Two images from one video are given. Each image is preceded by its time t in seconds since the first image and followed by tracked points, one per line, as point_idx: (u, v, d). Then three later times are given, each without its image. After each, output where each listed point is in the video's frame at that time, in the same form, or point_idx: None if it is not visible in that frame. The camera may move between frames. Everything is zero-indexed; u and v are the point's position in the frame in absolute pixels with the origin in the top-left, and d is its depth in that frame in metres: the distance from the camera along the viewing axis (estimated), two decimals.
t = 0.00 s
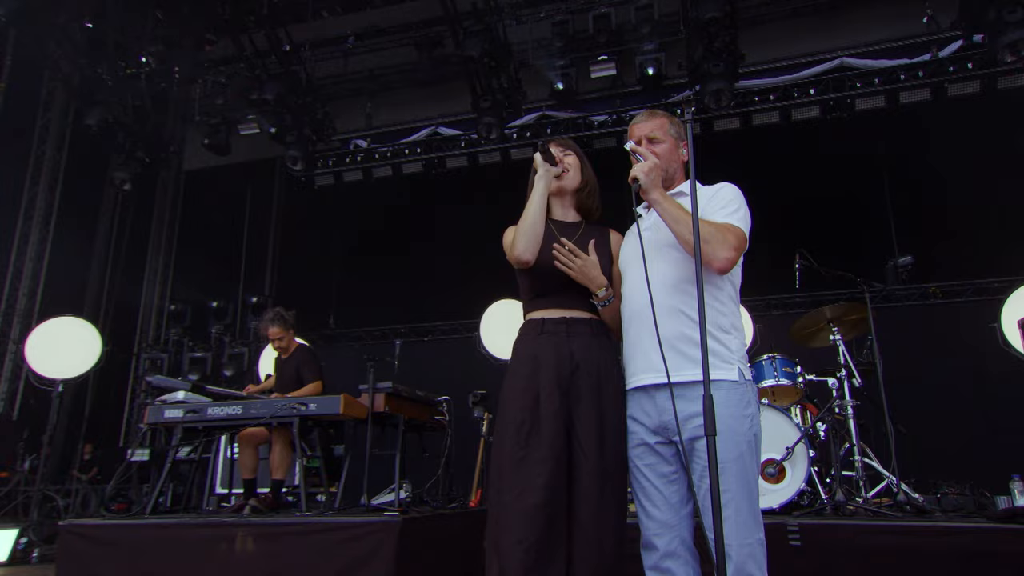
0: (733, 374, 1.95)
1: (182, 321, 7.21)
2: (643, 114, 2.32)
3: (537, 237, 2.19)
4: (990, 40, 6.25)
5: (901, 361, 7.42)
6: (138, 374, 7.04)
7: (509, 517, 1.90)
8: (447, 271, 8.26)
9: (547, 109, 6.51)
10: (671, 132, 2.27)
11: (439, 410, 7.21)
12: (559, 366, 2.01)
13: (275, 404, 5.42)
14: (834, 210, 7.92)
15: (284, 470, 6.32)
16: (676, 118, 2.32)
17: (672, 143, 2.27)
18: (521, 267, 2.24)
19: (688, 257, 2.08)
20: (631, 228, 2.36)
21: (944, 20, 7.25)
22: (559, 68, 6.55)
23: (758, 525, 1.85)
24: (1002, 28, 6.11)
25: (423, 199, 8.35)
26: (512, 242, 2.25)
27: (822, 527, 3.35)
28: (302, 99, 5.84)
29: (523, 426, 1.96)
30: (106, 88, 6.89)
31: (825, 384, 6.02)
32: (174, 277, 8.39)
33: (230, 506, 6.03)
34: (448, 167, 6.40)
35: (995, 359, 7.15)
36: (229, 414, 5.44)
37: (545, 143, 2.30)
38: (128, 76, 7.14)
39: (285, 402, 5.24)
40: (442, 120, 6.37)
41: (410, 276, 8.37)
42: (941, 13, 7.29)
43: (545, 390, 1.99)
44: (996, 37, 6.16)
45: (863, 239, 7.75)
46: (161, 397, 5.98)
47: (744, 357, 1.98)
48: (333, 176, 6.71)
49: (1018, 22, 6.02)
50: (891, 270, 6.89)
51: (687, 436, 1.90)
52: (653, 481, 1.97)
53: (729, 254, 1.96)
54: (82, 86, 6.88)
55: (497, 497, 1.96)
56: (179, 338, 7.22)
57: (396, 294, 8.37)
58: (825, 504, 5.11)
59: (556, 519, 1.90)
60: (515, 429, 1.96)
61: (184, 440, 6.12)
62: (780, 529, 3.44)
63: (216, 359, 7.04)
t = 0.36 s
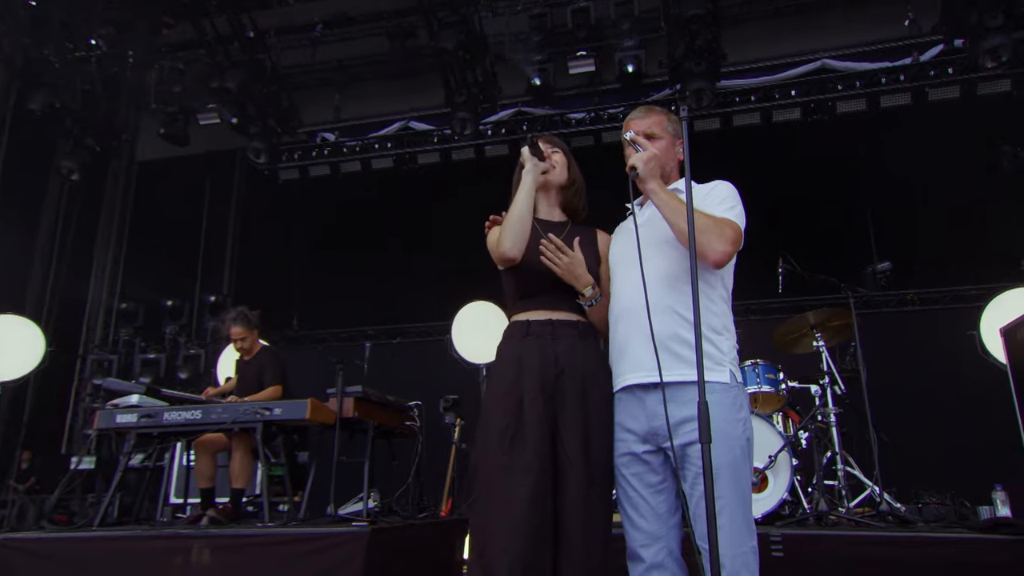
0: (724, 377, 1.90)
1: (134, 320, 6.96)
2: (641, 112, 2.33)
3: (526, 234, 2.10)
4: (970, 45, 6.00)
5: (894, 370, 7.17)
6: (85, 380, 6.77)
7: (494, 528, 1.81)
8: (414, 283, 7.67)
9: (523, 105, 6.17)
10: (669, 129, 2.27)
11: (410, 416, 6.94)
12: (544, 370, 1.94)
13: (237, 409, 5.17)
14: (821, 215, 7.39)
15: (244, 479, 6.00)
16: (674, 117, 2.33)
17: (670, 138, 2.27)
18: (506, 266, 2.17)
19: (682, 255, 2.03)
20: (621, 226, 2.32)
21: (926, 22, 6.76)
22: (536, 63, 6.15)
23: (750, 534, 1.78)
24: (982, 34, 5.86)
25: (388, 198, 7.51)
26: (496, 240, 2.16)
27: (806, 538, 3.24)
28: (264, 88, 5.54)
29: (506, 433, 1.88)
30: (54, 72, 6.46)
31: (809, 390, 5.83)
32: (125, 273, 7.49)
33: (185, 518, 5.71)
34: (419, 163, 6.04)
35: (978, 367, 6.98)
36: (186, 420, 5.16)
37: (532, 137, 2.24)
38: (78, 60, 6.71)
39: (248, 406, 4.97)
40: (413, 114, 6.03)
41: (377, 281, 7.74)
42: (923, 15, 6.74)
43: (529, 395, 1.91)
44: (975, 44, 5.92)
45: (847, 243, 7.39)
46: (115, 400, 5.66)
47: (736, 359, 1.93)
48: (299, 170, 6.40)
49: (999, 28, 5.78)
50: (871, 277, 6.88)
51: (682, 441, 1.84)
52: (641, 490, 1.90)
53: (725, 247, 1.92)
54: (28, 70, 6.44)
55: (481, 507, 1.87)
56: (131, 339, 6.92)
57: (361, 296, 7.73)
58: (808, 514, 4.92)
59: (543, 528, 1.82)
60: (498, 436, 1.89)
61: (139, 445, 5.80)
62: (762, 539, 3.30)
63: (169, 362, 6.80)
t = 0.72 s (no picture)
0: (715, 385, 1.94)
1: (80, 321, 6.51)
2: (637, 107, 2.34)
3: (504, 239, 2.10)
4: (950, 51, 5.88)
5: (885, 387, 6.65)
6: (24, 383, 6.29)
7: (471, 537, 1.82)
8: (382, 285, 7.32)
9: (497, 102, 5.90)
10: (663, 126, 2.30)
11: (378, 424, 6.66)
12: (523, 377, 1.95)
13: (194, 416, 4.84)
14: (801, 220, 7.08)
15: (201, 492, 5.68)
16: (667, 114, 2.36)
17: (664, 136, 2.29)
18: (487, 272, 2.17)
19: (673, 263, 2.08)
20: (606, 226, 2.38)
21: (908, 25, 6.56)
22: (512, 58, 5.78)
23: (740, 546, 1.82)
24: (963, 40, 5.74)
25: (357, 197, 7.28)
26: (476, 243, 2.17)
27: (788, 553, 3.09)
28: (222, 77, 5.22)
29: (484, 441, 1.89)
30: None
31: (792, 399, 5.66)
32: (70, 269, 6.93)
33: (134, 532, 5.38)
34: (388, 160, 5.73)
35: (967, 385, 6.52)
36: (140, 427, 4.85)
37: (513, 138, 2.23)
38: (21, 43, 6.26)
39: (206, 412, 4.67)
40: (383, 109, 5.74)
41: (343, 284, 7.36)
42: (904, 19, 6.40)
43: (508, 403, 1.92)
44: (956, 49, 5.79)
45: (827, 247, 6.96)
46: (61, 406, 5.31)
47: (727, 368, 1.97)
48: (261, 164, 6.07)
49: (979, 35, 5.67)
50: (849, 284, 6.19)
51: (676, 449, 1.88)
52: (625, 501, 1.94)
53: (718, 246, 1.94)
54: None
55: (456, 514, 1.88)
56: (75, 339, 6.54)
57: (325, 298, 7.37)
58: (791, 526, 4.73)
59: (522, 539, 1.83)
60: (475, 444, 1.89)
61: (88, 453, 5.46)
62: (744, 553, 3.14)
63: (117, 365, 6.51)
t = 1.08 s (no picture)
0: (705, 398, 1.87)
1: (27, 323, 6.15)
2: (622, 105, 2.26)
3: (492, 247, 1.95)
4: (935, 57, 5.77)
5: (868, 397, 6.51)
6: None
7: (448, 554, 1.69)
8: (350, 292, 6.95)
9: (473, 100, 5.65)
10: (648, 129, 2.23)
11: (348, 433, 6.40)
12: (509, 384, 1.84)
13: (152, 425, 4.55)
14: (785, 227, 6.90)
15: (156, 506, 5.38)
16: (654, 112, 2.28)
17: (649, 142, 2.22)
18: (473, 281, 2.01)
19: (658, 274, 2.00)
20: (587, 224, 2.28)
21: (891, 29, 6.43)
22: (489, 55, 5.55)
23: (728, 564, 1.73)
24: (947, 46, 5.65)
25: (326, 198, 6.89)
26: (460, 251, 2.01)
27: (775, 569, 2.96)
28: (181, 67, 4.95)
29: (467, 451, 1.77)
30: None
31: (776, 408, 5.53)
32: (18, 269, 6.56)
33: (82, 548, 5.06)
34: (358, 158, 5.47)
35: (949, 396, 6.39)
36: (93, 436, 4.56)
37: (498, 136, 2.07)
38: None
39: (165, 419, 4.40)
40: (353, 104, 5.49)
41: (309, 288, 7.04)
42: (889, 23, 6.24)
43: (493, 411, 1.81)
44: (940, 55, 5.72)
45: (810, 254, 6.85)
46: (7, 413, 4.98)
47: (715, 380, 1.90)
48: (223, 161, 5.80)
49: (963, 41, 5.59)
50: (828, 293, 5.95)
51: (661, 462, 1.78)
52: (609, 516, 1.83)
53: (711, 277, 1.91)
54: None
55: (432, 529, 1.74)
56: (20, 343, 6.17)
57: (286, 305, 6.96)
58: (775, 540, 4.55)
59: (506, 557, 1.71)
60: (457, 454, 1.76)
61: (34, 465, 5.14)
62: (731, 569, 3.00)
63: (63, 372, 6.19)
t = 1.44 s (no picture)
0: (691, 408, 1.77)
1: None
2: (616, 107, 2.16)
3: (472, 251, 1.88)
4: (917, 65, 5.68)
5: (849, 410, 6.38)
6: None
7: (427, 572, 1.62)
8: (315, 297, 6.62)
9: (447, 100, 5.45)
10: (640, 132, 2.12)
11: (314, 445, 6.14)
12: (490, 395, 1.77)
13: (107, 436, 4.28)
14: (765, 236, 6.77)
15: (107, 523, 5.07)
16: (647, 118, 2.18)
17: (641, 145, 2.13)
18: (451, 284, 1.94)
19: (645, 277, 1.90)
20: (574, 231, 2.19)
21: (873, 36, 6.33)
22: (465, 53, 5.36)
23: None
24: (930, 54, 5.56)
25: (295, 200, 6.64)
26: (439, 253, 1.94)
27: None
28: (137, 58, 4.68)
29: (446, 464, 1.70)
30: None
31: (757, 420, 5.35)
32: None
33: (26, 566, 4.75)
34: (327, 158, 5.24)
35: (930, 410, 6.28)
36: (42, 448, 4.27)
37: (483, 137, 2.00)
38: None
39: (121, 430, 4.14)
40: (324, 103, 5.32)
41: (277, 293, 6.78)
42: (872, 31, 6.14)
43: (473, 423, 1.74)
44: (923, 63, 5.60)
45: (790, 263, 6.72)
46: None
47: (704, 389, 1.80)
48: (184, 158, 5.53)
49: (946, 49, 5.50)
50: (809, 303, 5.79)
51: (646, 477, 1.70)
52: (594, 532, 1.76)
53: (697, 275, 1.81)
54: None
55: (410, 546, 1.68)
56: None
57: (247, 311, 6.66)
58: (757, 557, 4.38)
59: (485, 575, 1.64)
60: (435, 467, 1.70)
61: None
62: None
63: (7, 379, 5.84)
